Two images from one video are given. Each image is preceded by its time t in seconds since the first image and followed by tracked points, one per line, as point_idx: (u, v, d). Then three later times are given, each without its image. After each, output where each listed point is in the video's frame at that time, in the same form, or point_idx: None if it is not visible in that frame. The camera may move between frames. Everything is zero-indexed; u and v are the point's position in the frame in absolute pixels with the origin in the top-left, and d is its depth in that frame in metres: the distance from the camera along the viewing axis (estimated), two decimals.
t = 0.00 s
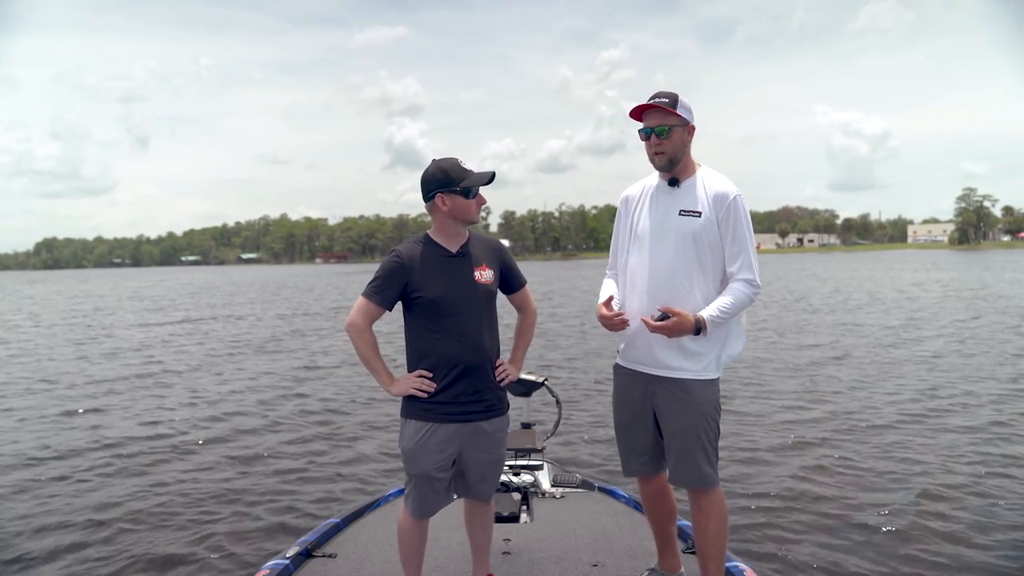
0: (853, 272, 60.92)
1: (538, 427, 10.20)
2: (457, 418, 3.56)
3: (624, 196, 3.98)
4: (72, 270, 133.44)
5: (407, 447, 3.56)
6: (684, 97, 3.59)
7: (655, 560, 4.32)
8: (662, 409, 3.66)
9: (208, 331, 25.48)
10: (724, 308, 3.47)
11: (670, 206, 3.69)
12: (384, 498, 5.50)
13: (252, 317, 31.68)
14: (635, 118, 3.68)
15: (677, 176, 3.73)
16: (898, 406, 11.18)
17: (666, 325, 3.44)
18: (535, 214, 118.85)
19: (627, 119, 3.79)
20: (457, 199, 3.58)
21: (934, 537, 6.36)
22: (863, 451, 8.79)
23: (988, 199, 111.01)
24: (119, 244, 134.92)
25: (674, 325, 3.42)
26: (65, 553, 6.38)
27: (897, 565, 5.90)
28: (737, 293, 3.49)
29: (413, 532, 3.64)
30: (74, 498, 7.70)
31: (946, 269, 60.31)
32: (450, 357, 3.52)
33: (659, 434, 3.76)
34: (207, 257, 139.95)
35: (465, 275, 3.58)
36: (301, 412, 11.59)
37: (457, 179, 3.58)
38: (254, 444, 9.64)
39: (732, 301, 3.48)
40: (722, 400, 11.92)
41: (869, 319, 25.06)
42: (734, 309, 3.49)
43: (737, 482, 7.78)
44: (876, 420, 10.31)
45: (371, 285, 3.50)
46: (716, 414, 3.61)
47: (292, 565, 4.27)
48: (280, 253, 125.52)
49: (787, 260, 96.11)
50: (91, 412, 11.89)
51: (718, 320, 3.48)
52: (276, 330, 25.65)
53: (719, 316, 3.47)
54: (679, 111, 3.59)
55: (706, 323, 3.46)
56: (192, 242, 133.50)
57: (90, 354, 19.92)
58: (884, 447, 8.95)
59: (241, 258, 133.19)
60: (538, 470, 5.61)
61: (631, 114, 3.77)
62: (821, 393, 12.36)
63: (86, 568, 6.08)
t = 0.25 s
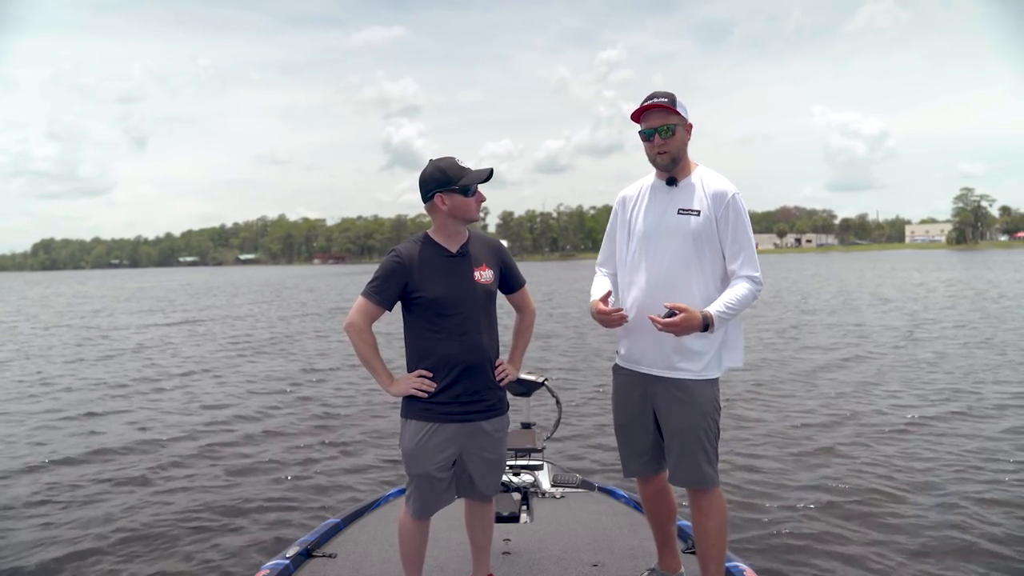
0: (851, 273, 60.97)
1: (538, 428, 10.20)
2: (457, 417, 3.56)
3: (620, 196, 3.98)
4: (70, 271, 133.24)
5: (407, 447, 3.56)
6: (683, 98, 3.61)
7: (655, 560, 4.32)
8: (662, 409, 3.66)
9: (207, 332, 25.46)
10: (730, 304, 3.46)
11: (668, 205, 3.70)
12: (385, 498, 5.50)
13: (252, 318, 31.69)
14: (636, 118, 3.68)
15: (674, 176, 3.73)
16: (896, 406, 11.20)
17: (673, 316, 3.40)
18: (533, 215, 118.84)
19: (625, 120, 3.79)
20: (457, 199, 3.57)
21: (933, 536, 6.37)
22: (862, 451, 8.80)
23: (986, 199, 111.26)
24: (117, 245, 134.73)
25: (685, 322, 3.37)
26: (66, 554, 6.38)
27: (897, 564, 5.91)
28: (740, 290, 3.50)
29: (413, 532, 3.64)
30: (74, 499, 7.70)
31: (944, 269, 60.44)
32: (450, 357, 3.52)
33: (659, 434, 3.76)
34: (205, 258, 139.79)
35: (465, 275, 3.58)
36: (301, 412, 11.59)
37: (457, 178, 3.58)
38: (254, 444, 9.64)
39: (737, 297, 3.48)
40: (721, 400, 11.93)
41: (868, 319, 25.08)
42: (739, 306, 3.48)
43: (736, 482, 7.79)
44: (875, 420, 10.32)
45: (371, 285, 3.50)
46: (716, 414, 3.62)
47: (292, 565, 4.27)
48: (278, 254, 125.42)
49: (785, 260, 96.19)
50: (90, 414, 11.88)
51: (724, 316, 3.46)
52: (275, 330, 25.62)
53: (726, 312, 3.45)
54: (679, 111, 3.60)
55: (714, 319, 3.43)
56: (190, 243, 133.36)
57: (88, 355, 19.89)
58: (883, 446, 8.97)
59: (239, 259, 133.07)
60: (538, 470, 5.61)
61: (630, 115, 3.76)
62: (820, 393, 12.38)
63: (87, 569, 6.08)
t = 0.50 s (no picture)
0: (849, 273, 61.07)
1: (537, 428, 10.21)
2: (457, 418, 3.56)
3: (615, 197, 3.97)
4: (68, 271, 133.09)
5: (407, 447, 3.56)
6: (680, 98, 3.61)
7: (655, 560, 4.32)
8: (662, 410, 3.66)
9: (206, 332, 25.44)
10: (732, 302, 3.48)
11: (665, 206, 3.70)
12: (384, 498, 5.50)
13: (251, 318, 31.68)
14: (632, 117, 3.67)
15: (669, 176, 3.73)
16: (895, 406, 11.22)
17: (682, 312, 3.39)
18: (531, 215, 118.89)
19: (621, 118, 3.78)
20: (456, 199, 3.57)
21: (932, 537, 6.38)
22: (862, 451, 8.82)
23: (984, 199, 111.43)
24: (114, 246, 134.59)
25: (696, 316, 3.36)
26: (67, 557, 6.38)
27: (897, 564, 5.93)
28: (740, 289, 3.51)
29: (413, 532, 3.64)
30: (74, 501, 7.70)
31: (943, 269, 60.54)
32: (450, 357, 3.51)
33: (659, 435, 3.77)
34: (203, 259, 139.69)
35: (464, 275, 3.57)
36: (300, 413, 11.58)
37: (456, 179, 3.58)
38: (254, 446, 9.64)
39: (739, 296, 3.50)
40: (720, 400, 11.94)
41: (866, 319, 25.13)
42: (740, 304, 3.50)
43: (736, 482, 7.81)
44: (874, 420, 10.34)
45: (370, 286, 3.50)
46: (716, 414, 3.62)
47: (292, 565, 4.27)
48: (276, 254, 125.39)
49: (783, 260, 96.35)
50: (90, 415, 11.86)
51: (728, 313, 3.48)
52: (274, 331, 25.60)
53: (730, 309, 3.47)
54: (675, 111, 3.60)
55: (720, 315, 3.44)
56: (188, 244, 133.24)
57: (87, 356, 19.87)
58: (882, 447, 8.99)
59: (237, 260, 133.00)
60: (538, 470, 5.60)
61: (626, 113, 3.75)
62: (819, 393, 12.40)
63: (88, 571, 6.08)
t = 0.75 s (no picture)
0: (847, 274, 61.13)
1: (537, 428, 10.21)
2: (458, 418, 3.55)
3: (613, 198, 3.97)
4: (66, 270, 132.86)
5: (408, 447, 3.56)
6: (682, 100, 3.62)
7: (655, 560, 4.32)
8: (664, 411, 3.66)
9: (204, 332, 25.39)
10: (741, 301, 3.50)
11: (665, 206, 3.70)
12: (384, 498, 5.49)
13: (250, 318, 31.68)
14: (633, 117, 3.67)
15: (669, 176, 3.74)
16: (894, 407, 11.24)
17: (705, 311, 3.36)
18: (530, 215, 118.89)
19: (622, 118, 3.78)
20: (457, 199, 3.58)
21: (931, 536, 6.40)
22: (861, 451, 8.83)
23: (982, 201, 111.60)
24: (113, 245, 134.37)
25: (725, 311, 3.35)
26: (67, 555, 6.37)
27: (896, 564, 5.94)
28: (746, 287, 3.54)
29: (414, 531, 3.64)
30: (73, 499, 7.69)
31: (941, 270, 60.67)
32: (451, 357, 3.51)
33: (660, 436, 3.76)
34: (202, 258, 139.52)
35: (466, 275, 3.57)
36: (300, 412, 11.58)
37: (457, 179, 3.58)
38: (254, 445, 9.63)
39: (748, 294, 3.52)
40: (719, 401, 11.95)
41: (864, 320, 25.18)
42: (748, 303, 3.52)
43: (735, 482, 7.81)
44: (873, 421, 10.36)
45: (372, 286, 3.50)
46: (718, 414, 3.63)
47: (292, 565, 4.26)
48: (275, 254, 125.25)
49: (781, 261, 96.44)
50: (89, 414, 11.84)
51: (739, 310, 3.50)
52: (273, 331, 25.58)
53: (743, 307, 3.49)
54: (676, 112, 3.61)
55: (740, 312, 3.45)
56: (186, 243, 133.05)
57: (86, 355, 19.83)
58: (881, 447, 9.00)
59: (236, 259, 132.85)
60: (538, 469, 5.60)
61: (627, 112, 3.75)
62: (818, 394, 12.41)
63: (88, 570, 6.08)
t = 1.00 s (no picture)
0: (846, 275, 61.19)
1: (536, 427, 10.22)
2: (458, 417, 3.55)
3: (613, 198, 3.96)
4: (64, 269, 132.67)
5: (408, 447, 3.56)
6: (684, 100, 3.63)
7: (655, 560, 4.32)
8: (667, 411, 3.67)
9: (202, 332, 25.34)
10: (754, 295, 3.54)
11: (668, 206, 3.70)
12: (384, 498, 5.49)
13: (249, 317, 31.68)
14: (636, 118, 3.67)
15: (670, 176, 3.74)
16: (893, 408, 11.25)
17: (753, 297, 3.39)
18: (528, 215, 118.98)
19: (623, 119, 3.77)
20: (459, 199, 3.58)
21: (931, 537, 6.41)
22: (860, 452, 8.84)
23: (981, 202, 111.70)
24: (111, 244, 134.22)
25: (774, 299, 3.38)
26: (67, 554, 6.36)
27: (896, 565, 5.95)
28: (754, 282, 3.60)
29: (413, 531, 3.63)
30: (73, 498, 7.68)
31: (940, 271, 60.75)
32: (452, 357, 3.51)
33: (662, 436, 3.77)
34: (200, 257, 139.31)
35: (467, 275, 3.58)
36: (299, 412, 11.57)
37: (459, 179, 3.58)
38: (253, 444, 9.62)
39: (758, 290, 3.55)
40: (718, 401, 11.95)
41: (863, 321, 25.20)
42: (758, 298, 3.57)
43: (735, 483, 7.81)
44: (873, 422, 10.37)
45: (373, 285, 3.50)
46: (720, 414, 3.64)
47: (292, 565, 4.26)
48: (273, 253, 125.18)
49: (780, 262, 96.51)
50: (88, 413, 11.82)
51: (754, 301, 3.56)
52: (271, 330, 25.55)
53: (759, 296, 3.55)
54: (680, 113, 3.62)
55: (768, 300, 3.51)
56: (184, 241, 132.91)
57: (84, 354, 19.80)
58: (880, 448, 9.01)
59: (234, 258, 132.79)
60: (538, 469, 5.61)
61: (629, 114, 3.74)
62: (817, 395, 12.42)
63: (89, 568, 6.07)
